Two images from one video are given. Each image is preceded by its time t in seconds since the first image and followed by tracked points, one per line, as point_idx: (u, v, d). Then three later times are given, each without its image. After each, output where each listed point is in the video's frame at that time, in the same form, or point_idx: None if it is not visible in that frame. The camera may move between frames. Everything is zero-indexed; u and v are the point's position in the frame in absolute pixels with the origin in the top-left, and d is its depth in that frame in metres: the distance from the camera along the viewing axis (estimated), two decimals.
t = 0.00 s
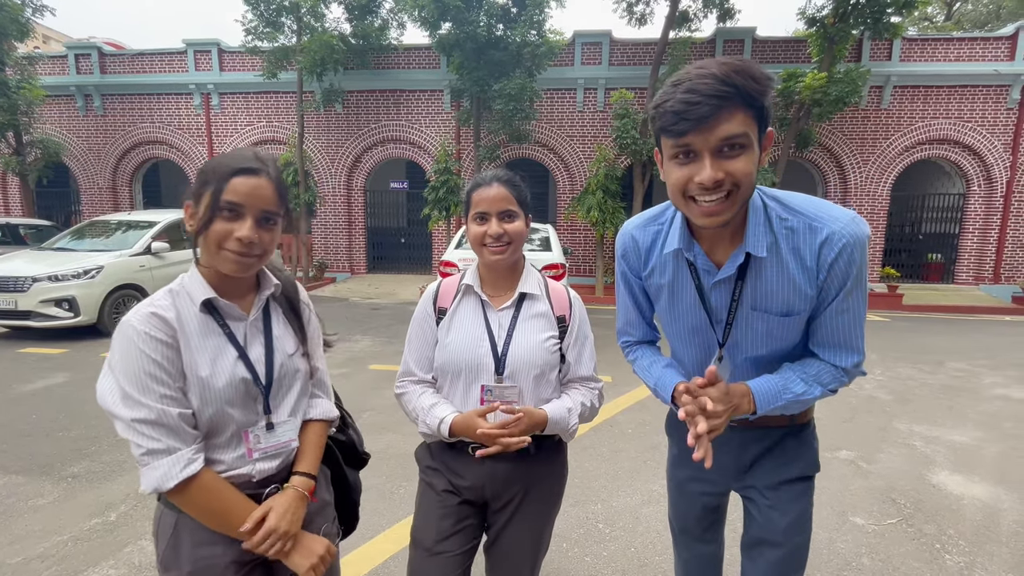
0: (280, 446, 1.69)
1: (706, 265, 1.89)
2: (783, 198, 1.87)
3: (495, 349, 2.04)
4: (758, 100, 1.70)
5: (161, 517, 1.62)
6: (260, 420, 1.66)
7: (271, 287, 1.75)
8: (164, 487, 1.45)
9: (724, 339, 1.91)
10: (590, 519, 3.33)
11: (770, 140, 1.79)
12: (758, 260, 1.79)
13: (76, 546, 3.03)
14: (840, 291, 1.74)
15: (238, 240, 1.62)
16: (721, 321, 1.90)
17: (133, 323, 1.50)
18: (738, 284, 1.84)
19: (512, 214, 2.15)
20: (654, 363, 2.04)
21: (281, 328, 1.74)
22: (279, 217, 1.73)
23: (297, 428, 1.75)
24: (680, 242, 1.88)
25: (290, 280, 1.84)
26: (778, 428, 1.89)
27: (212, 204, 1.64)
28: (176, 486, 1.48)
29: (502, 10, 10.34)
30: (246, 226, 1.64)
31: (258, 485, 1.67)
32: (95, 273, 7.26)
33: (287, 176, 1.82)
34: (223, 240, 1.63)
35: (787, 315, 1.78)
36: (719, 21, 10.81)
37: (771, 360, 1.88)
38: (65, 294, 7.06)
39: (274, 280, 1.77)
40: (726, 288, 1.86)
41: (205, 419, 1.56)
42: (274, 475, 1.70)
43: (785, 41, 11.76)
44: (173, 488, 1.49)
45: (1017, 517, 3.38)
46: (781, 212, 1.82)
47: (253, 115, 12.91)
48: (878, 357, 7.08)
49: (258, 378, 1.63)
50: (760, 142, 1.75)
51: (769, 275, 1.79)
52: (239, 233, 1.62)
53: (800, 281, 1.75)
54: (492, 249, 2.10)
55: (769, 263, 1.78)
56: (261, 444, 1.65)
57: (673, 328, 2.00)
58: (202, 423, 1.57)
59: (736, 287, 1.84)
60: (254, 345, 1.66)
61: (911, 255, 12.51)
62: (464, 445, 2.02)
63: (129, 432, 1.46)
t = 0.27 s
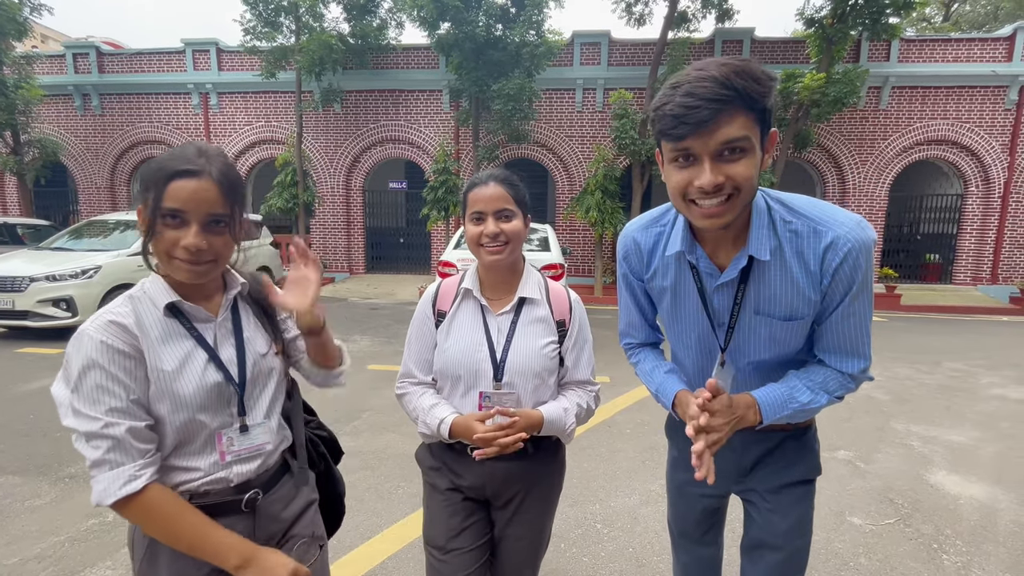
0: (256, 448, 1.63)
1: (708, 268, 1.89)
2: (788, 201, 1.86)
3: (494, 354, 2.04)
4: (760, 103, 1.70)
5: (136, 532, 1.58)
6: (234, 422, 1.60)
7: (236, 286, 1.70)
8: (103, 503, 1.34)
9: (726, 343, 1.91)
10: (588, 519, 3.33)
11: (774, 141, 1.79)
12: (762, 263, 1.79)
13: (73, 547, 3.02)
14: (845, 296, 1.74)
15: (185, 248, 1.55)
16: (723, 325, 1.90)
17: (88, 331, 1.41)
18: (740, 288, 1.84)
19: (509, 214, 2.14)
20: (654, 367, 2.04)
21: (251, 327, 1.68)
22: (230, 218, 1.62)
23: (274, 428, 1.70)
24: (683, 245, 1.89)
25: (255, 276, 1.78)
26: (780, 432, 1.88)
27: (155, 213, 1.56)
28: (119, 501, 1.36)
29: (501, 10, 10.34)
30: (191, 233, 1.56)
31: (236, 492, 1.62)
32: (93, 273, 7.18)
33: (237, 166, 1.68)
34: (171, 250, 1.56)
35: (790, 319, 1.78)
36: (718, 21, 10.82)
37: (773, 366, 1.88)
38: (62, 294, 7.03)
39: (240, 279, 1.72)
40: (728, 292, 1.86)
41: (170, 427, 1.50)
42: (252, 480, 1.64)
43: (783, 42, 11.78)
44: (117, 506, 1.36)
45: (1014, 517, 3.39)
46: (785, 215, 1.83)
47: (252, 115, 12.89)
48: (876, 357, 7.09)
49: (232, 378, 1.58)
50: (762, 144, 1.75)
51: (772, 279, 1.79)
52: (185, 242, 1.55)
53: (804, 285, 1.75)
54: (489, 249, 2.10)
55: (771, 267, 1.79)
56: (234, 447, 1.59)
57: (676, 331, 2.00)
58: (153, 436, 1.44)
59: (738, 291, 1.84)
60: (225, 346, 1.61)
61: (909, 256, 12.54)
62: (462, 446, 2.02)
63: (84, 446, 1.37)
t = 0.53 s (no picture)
0: (236, 450, 1.64)
1: (707, 262, 1.89)
2: (786, 197, 1.87)
3: (498, 355, 2.04)
4: (755, 92, 1.70)
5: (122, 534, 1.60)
6: (216, 424, 1.62)
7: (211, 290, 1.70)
8: (54, 511, 1.36)
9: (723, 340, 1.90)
10: (586, 519, 3.33)
11: (771, 134, 1.79)
12: (760, 258, 1.80)
13: (70, 548, 3.01)
14: (844, 293, 1.74)
15: (168, 253, 1.54)
16: (721, 321, 1.89)
17: (61, 336, 1.42)
18: (738, 283, 1.84)
19: (509, 209, 2.14)
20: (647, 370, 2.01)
21: (230, 330, 1.71)
22: (213, 221, 1.62)
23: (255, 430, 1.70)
24: (682, 239, 1.89)
25: (230, 276, 1.80)
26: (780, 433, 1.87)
27: (136, 217, 1.55)
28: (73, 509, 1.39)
29: (500, 10, 10.34)
30: (173, 238, 1.55)
31: (218, 495, 1.61)
32: (90, 272, 7.16)
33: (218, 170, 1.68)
34: (153, 254, 1.55)
35: (789, 315, 1.78)
36: (716, 22, 10.83)
37: (770, 363, 1.87)
38: (59, 294, 6.99)
39: (217, 280, 1.74)
40: (726, 287, 1.86)
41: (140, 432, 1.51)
42: (234, 483, 1.65)
43: (781, 42, 11.80)
44: (68, 516, 1.39)
45: (1011, 517, 3.40)
46: (782, 210, 1.83)
47: (250, 114, 12.87)
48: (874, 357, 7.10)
49: (213, 380, 1.60)
50: (759, 134, 1.75)
51: (770, 274, 1.79)
52: (167, 247, 1.54)
53: (802, 280, 1.75)
54: (487, 243, 2.11)
55: (770, 261, 1.79)
56: (215, 449, 1.60)
57: (673, 329, 2.00)
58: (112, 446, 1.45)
59: (735, 287, 1.85)
60: (204, 349, 1.62)
61: (907, 256, 12.57)
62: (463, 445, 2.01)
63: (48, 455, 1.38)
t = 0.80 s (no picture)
0: (235, 442, 1.67)
1: (707, 257, 1.89)
2: (786, 193, 1.88)
3: (490, 347, 2.04)
4: (755, 87, 1.70)
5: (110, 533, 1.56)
6: (214, 417, 1.63)
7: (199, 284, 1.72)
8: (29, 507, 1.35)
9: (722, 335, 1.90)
10: (583, 518, 3.33)
11: (771, 128, 1.78)
12: (759, 252, 1.80)
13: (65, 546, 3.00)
14: (843, 289, 1.74)
15: (179, 246, 1.54)
16: (720, 316, 1.90)
17: (53, 334, 1.40)
18: (737, 278, 1.85)
19: (503, 207, 2.13)
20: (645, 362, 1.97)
21: (221, 324, 1.73)
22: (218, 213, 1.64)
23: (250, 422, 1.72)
24: (683, 234, 1.89)
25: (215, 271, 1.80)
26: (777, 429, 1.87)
27: (142, 210, 1.51)
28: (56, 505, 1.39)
29: (499, 8, 10.31)
30: (188, 230, 1.55)
31: (214, 489, 1.62)
32: (88, 270, 7.17)
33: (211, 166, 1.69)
34: (165, 247, 1.53)
35: (789, 310, 1.78)
36: (716, 21, 10.81)
37: (768, 359, 1.87)
38: (56, 292, 6.97)
39: (207, 278, 1.76)
40: (726, 282, 1.87)
41: (123, 430, 1.51)
42: (231, 477, 1.66)
43: (781, 42, 11.81)
44: (42, 512, 1.38)
45: (1007, 516, 3.40)
46: (782, 205, 1.83)
47: (249, 112, 12.84)
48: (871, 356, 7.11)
49: (211, 372, 1.62)
50: (759, 129, 1.74)
51: (770, 269, 1.79)
52: (182, 239, 1.54)
53: (802, 275, 1.75)
54: (481, 239, 2.11)
55: (769, 256, 1.79)
56: (216, 441, 1.62)
57: (672, 324, 2.00)
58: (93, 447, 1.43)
59: (735, 281, 1.85)
60: (199, 342, 1.64)
61: (905, 256, 12.59)
62: (456, 438, 2.03)
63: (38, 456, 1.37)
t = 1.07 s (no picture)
0: (232, 437, 1.69)
1: (709, 256, 1.89)
2: (787, 193, 1.88)
3: (473, 348, 2.04)
4: (757, 91, 1.70)
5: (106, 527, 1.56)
6: (213, 411, 1.66)
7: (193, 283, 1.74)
8: (36, 511, 1.33)
9: (722, 334, 1.91)
10: (580, 517, 3.33)
11: (772, 131, 1.79)
12: (759, 252, 1.80)
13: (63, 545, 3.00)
14: (840, 291, 1.74)
15: (186, 237, 1.54)
16: (720, 314, 1.90)
17: (50, 338, 1.37)
18: (738, 277, 1.85)
19: (489, 209, 2.12)
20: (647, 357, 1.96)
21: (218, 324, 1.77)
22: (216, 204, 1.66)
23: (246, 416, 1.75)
24: (685, 233, 1.90)
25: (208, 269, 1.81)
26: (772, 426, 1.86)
27: (147, 205, 1.49)
28: (76, 504, 1.38)
29: (498, 7, 10.29)
30: (195, 223, 1.56)
31: (209, 482, 1.63)
32: (85, 269, 7.18)
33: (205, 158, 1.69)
34: (173, 241, 1.53)
35: (787, 310, 1.79)
36: (715, 21, 10.81)
37: (767, 358, 1.88)
38: (54, 290, 6.97)
39: (199, 276, 1.77)
40: (726, 281, 1.87)
41: (124, 429, 1.50)
42: (227, 469, 1.67)
43: (780, 42, 11.82)
44: (48, 516, 1.36)
45: (1003, 515, 3.42)
46: (782, 206, 1.83)
47: (247, 111, 12.82)
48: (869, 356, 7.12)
49: (212, 368, 1.65)
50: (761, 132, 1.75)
51: (769, 269, 1.79)
52: (190, 231, 1.54)
53: (800, 275, 1.75)
54: (469, 242, 2.12)
55: (770, 256, 1.79)
56: (216, 435, 1.64)
57: (673, 323, 2.01)
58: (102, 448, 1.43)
59: (736, 280, 1.85)
60: (197, 338, 1.66)
61: (903, 256, 12.62)
62: (446, 436, 2.04)
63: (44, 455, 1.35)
